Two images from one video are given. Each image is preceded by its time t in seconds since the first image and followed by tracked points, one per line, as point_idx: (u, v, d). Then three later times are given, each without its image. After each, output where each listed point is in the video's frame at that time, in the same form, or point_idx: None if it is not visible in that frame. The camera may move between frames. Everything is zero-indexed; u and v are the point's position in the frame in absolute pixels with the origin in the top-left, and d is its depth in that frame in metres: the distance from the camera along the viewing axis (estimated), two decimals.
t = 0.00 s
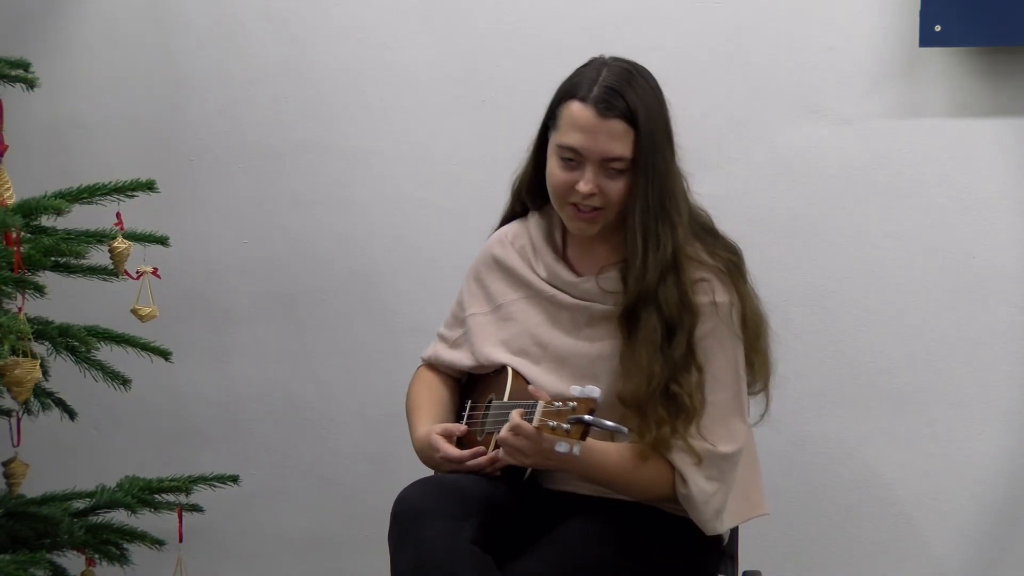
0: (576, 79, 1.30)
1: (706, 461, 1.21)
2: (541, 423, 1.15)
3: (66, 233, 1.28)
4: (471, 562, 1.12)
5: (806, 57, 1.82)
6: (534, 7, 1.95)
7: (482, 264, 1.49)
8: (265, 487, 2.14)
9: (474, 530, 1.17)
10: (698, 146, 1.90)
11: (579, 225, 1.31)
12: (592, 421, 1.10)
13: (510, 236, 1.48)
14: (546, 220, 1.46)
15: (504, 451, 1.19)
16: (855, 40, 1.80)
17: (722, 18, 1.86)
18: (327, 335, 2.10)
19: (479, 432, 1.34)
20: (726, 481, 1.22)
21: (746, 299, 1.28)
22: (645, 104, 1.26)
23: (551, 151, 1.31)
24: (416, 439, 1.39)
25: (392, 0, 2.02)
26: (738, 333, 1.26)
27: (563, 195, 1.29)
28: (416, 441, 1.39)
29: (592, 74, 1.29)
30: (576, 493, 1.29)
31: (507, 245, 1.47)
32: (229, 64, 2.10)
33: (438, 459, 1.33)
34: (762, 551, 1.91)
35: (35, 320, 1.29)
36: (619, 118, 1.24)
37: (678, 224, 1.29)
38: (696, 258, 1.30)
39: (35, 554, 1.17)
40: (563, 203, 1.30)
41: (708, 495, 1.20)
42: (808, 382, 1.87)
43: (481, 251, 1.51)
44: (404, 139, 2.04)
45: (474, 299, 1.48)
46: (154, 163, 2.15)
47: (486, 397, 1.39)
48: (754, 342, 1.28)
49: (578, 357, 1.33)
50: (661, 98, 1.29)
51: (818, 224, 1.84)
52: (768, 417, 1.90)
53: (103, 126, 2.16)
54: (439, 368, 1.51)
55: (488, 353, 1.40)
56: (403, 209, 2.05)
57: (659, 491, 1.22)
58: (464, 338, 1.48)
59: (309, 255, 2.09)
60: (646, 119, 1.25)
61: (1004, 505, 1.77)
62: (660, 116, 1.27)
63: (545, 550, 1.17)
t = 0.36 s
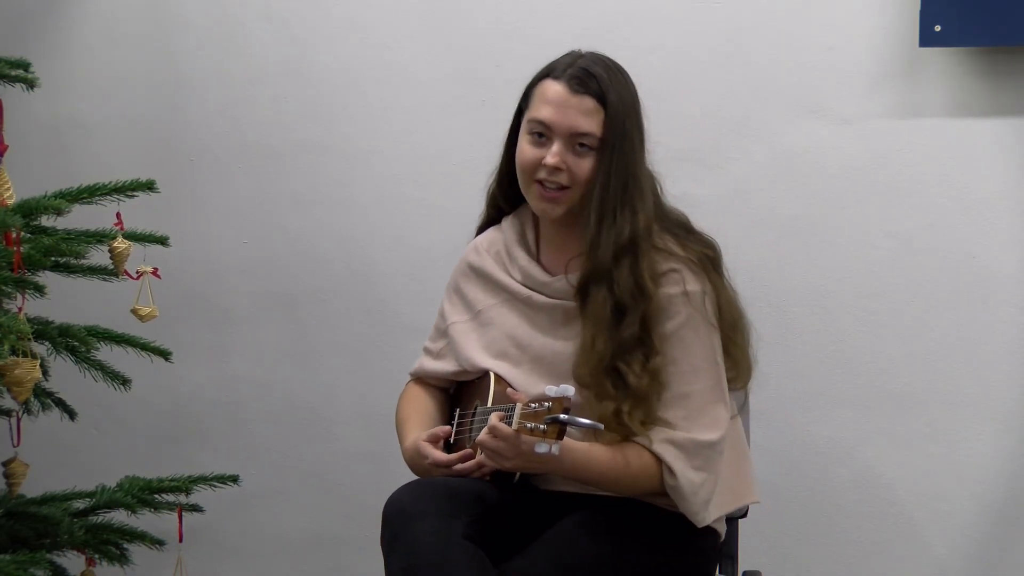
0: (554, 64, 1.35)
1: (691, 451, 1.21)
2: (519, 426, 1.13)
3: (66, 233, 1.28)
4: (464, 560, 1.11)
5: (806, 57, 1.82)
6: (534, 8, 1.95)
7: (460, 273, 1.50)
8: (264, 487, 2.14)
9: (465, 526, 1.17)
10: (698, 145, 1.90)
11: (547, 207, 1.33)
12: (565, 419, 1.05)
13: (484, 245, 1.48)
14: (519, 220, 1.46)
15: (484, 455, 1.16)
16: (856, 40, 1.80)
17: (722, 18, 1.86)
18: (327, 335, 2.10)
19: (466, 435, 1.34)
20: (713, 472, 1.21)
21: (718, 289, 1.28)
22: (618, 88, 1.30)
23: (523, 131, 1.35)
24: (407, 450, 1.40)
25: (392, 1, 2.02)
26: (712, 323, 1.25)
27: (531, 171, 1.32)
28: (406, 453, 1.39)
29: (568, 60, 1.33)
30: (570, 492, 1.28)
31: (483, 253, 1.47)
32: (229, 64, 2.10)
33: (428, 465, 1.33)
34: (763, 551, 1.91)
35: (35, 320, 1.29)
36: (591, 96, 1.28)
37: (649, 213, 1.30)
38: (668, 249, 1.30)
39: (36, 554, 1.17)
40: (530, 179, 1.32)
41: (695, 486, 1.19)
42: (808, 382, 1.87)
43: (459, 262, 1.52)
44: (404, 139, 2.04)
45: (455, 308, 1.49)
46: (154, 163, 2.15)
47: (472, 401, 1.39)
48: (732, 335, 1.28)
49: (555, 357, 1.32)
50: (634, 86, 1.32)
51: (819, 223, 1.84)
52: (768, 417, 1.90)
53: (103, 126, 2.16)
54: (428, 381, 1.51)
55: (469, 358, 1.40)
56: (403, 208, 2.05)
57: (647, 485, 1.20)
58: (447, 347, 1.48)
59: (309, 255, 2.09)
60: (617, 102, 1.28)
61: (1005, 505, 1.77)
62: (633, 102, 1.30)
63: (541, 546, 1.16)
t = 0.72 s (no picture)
0: (568, 54, 1.32)
1: (689, 438, 1.21)
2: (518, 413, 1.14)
3: (66, 233, 1.28)
4: (464, 560, 1.10)
5: (806, 57, 1.82)
6: (534, 8, 1.95)
7: (454, 261, 1.49)
8: (264, 487, 2.14)
9: (465, 526, 1.16)
10: (698, 146, 1.89)
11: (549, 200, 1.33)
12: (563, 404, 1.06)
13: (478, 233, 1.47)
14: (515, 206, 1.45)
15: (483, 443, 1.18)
16: (856, 40, 1.80)
17: (723, 18, 1.86)
18: (326, 335, 2.10)
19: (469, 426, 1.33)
20: (711, 460, 1.22)
21: (713, 278, 1.28)
22: (631, 85, 1.28)
23: (532, 122, 1.33)
24: (414, 426, 1.38)
25: (392, 1, 2.02)
26: (706, 310, 1.25)
27: (536, 165, 1.31)
28: (413, 429, 1.37)
29: (583, 52, 1.31)
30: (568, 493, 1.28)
31: (478, 240, 1.46)
32: (229, 64, 2.10)
33: (439, 442, 1.32)
34: (763, 551, 1.91)
35: (35, 320, 1.29)
36: (605, 96, 1.27)
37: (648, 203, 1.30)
38: (664, 237, 1.30)
39: (35, 554, 1.17)
40: (535, 172, 1.32)
41: (694, 471, 1.19)
42: (808, 382, 1.87)
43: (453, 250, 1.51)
44: (404, 138, 2.04)
45: (448, 296, 1.48)
46: (154, 163, 2.15)
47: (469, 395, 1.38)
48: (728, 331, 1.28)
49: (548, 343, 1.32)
50: (646, 82, 1.31)
51: (819, 223, 1.84)
52: (768, 417, 1.90)
53: (103, 126, 2.16)
54: (423, 372, 1.49)
55: (462, 346, 1.40)
56: (403, 208, 2.05)
57: (646, 474, 1.20)
58: (439, 338, 1.47)
59: (309, 255, 2.09)
60: (628, 100, 1.27)
61: (1005, 505, 1.77)
62: (645, 98, 1.29)
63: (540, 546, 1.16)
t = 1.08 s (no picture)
0: (589, 59, 1.32)
1: (698, 441, 1.21)
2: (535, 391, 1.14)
3: (66, 233, 1.28)
4: (466, 559, 1.10)
5: (806, 57, 1.83)
6: (534, 8, 1.95)
7: (473, 259, 1.49)
8: (265, 487, 2.14)
9: (470, 525, 1.17)
10: (697, 146, 1.89)
11: (571, 202, 1.33)
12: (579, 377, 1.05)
13: (498, 232, 1.48)
14: (537, 207, 1.46)
15: (500, 420, 1.18)
16: (856, 40, 1.80)
17: (722, 18, 1.86)
18: (327, 335, 2.10)
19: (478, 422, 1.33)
20: (718, 466, 1.22)
21: (731, 285, 1.28)
22: (651, 89, 1.28)
23: (554, 126, 1.33)
24: (417, 435, 1.38)
25: (392, 1, 2.02)
26: (723, 317, 1.26)
27: (559, 169, 1.31)
28: (419, 436, 1.37)
29: (603, 56, 1.31)
30: (572, 490, 1.28)
31: (498, 239, 1.46)
32: (229, 65, 2.10)
33: (441, 449, 1.31)
34: (763, 551, 1.91)
35: (36, 320, 1.29)
36: (626, 100, 1.27)
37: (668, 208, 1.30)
38: (683, 242, 1.30)
39: (35, 554, 1.17)
40: (557, 176, 1.32)
41: (699, 475, 1.19)
42: (808, 382, 1.87)
43: (472, 250, 1.51)
44: (404, 139, 2.04)
45: (465, 295, 1.48)
46: (154, 163, 2.14)
47: (481, 391, 1.40)
48: (743, 339, 1.29)
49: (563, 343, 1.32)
50: (665, 84, 1.31)
51: (819, 223, 1.84)
52: (768, 417, 1.90)
53: (103, 126, 2.16)
54: (437, 370, 1.50)
55: (478, 344, 1.40)
56: (403, 208, 2.05)
57: (653, 472, 1.20)
58: (454, 336, 1.49)
59: (309, 255, 2.09)
60: (648, 104, 1.28)
61: (1005, 505, 1.77)
62: (665, 101, 1.29)
63: (545, 543, 1.16)
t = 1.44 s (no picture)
0: (608, 61, 1.32)
1: (707, 443, 1.21)
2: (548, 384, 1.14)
3: (66, 233, 1.27)
4: (468, 552, 1.11)
5: (805, 57, 1.83)
6: (535, 8, 1.95)
7: (487, 258, 1.49)
8: (265, 487, 2.14)
9: (471, 520, 1.16)
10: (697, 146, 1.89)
11: (589, 203, 1.33)
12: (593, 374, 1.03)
13: (514, 231, 1.47)
14: (552, 207, 1.46)
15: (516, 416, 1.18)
16: (856, 40, 1.80)
17: (722, 18, 1.86)
18: (327, 335, 2.10)
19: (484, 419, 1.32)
20: (726, 469, 1.22)
21: (746, 288, 1.28)
22: (671, 92, 1.28)
23: (572, 128, 1.33)
24: (425, 432, 1.38)
25: (392, 1, 2.02)
26: (737, 321, 1.26)
27: (578, 171, 1.31)
28: (426, 434, 1.37)
29: (622, 59, 1.31)
30: (576, 490, 1.28)
31: (513, 238, 1.46)
32: (229, 65, 2.10)
33: (447, 445, 1.31)
34: (763, 552, 1.90)
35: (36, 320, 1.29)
36: (646, 103, 1.26)
37: (685, 211, 1.30)
38: (699, 245, 1.30)
39: (35, 553, 1.17)
40: (575, 178, 1.32)
41: (707, 477, 1.19)
42: (808, 382, 1.87)
43: (487, 248, 1.51)
44: (404, 139, 2.04)
45: (478, 292, 1.48)
46: (153, 163, 2.14)
47: (490, 389, 1.39)
48: (757, 344, 1.29)
49: (577, 342, 1.32)
50: (684, 87, 1.31)
51: (819, 223, 1.84)
52: (768, 418, 1.89)
53: (102, 126, 2.16)
54: (449, 367, 1.50)
55: (491, 342, 1.40)
56: (403, 209, 2.05)
57: (660, 471, 1.20)
58: (466, 334, 1.49)
59: (310, 255, 2.09)
60: (668, 106, 1.27)
61: (1005, 506, 1.77)
62: (684, 105, 1.29)
63: (546, 538, 1.17)
